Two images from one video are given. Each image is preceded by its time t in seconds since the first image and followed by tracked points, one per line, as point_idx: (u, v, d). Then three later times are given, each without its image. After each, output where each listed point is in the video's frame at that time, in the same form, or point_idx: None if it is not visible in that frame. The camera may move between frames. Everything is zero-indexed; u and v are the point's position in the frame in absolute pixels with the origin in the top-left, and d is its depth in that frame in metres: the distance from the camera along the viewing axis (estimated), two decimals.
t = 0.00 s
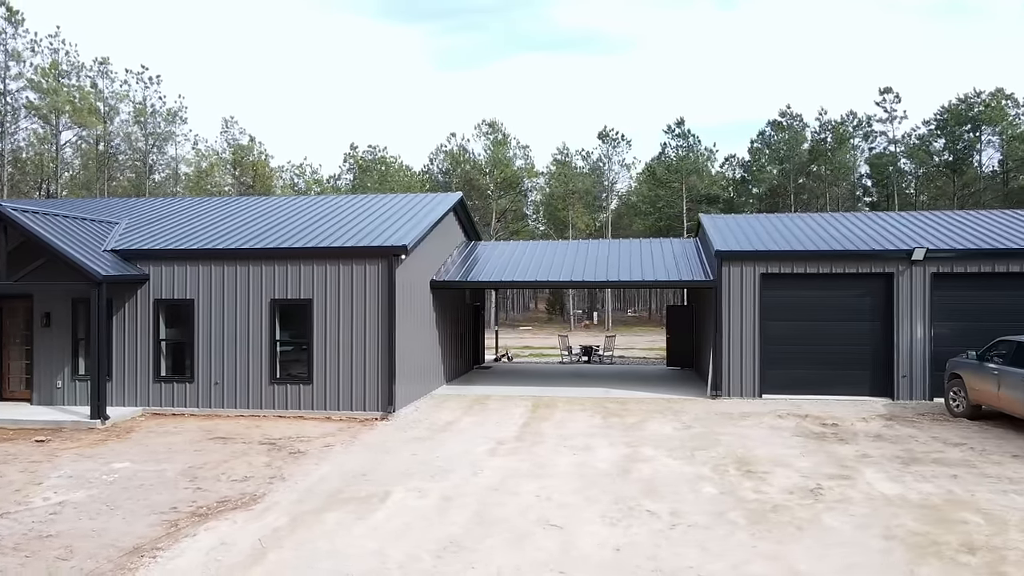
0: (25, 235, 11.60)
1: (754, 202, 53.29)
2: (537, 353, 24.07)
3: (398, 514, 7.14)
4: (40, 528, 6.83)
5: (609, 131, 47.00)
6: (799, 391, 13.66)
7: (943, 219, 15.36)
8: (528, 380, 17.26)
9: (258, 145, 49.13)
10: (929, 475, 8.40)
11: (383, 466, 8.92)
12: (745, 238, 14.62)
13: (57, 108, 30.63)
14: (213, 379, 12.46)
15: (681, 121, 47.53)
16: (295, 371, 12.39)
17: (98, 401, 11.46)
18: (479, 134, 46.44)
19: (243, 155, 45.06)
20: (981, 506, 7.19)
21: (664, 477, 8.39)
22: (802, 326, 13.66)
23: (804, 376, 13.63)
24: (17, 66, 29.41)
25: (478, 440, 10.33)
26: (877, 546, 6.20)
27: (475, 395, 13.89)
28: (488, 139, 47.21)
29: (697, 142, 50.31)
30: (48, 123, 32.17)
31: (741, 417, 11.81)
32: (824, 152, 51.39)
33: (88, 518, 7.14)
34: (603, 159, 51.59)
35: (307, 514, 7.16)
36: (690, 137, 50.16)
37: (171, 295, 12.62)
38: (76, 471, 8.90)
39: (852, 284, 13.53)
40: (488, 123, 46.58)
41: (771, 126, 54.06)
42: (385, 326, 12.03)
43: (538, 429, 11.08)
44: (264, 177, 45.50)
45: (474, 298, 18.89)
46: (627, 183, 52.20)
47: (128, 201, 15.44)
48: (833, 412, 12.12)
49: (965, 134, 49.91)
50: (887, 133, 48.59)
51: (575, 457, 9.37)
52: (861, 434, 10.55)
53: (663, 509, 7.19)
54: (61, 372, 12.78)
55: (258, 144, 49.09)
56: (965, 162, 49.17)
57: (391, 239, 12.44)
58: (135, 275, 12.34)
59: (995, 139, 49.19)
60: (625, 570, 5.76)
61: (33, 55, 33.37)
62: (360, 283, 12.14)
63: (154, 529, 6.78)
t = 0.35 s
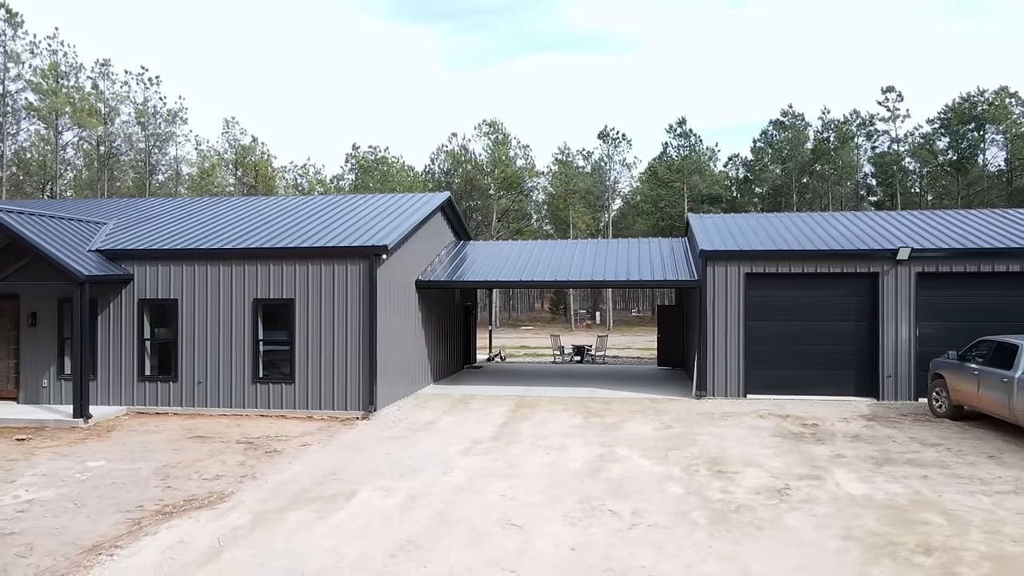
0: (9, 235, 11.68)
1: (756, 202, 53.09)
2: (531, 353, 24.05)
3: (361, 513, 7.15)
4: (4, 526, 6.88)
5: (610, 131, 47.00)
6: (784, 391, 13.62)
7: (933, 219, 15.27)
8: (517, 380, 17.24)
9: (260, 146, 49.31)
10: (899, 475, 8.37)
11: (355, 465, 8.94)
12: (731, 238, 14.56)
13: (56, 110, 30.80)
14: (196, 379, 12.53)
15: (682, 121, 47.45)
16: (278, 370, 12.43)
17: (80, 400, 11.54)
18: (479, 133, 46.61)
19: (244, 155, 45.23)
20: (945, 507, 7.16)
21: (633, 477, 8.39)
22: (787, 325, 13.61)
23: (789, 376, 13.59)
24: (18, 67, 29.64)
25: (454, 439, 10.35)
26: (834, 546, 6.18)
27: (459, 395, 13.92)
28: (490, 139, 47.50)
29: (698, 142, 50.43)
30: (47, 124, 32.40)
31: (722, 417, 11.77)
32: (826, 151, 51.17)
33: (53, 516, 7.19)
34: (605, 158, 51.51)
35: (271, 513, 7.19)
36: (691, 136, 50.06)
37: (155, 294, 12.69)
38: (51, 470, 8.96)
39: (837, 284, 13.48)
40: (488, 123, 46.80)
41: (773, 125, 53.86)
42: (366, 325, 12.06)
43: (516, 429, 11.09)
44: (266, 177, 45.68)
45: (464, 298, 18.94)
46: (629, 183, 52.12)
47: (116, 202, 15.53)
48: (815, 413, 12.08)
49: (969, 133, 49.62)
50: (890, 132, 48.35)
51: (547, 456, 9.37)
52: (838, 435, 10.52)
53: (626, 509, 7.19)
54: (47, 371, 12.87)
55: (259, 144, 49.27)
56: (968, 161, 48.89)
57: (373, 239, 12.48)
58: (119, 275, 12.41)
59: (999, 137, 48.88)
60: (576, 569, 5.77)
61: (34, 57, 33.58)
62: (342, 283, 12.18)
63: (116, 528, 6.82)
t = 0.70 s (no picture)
0: None
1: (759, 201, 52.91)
2: (526, 353, 24.03)
3: (328, 513, 7.16)
4: None
5: (610, 130, 46.97)
6: (771, 392, 13.56)
7: (923, 219, 15.17)
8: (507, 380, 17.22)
9: (262, 147, 49.46)
10: (874, 476, 8.32)
11: (329, 465, 8.95)
12: (719, 238, 14.50)
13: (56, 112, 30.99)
14: (181, 378, 12.57)
15: (683, 121, 47.38)
16: (262, 370, 12.46)
17: (64, 400, 11.59)
18: (480, 133, 46.75)
19: (246, 156, 45.37)
20: (914, 509, 7.11)
21: (606, 477, 8.37)
22: (774, 326, 13.56)
23: (776, 376, 13.54)
24: (18, 70, 29.85)
25: (433, 439, 10.35)
26: (795, 547, 6.15)
27: (446, 395, 13.92)
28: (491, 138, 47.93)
29: (699, 141, 50.41)
30: (48, 126, 32.58)
31: (705, 418, 11.73)
32: (829, 151, 50.99)
33: (22, 515, 7.22)
34: (606, 158, 51.47)
35: (238, 512, 7.20)
36: (692, 136, 49.97)
37: (141, 294, 12.75)
38: (28, 469, 9.00)
39: (824, 284, 13.42)
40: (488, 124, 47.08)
41: (776, 124, 53.72)
42: (349, 325, 12.07)
43: (497, 429, 11.08)
44: (267, 178, 45.78)
45: (456, 299, 18.99)
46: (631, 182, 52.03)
47: (106, 202, 15.62)
48: (800, 413, 12.03)
49: (972, 131, 49.37)
50: (893, 131, 48.12)
51: (524, 456, 9.36)
52: (819, 435, 10.48)
53: (593, 509, 7.17)
54: (34, 370, 12.94)
55: (261, 145, 49.41)
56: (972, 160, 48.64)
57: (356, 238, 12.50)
58: (104, 275, 12.47)
59: (1003, 137, 48.59)
60: (533, 569, 5.76)
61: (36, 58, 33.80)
62: (325, 283, 12.20)
63: (82, 527, 6.85)
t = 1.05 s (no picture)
0: None
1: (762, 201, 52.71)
2: (522, 353, 24.01)
3: (295, 513, 7.17)
4: None
5: (612, 130, 46.89)
6: (759, 393, 13.50)
7: (915, 218, 15.07)
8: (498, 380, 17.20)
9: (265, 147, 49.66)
10: (849, 478, 8.26)
11: (306, 465, 8.96)
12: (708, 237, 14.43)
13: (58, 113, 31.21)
14: (168, 378, 12.62)
15: (686, 121, 47.25)
16: (248, 370, 12.49)
17: (51, 399, 11.65)
18: (481, 133, 46.78)
19: (248, 156, 45.56)
20: (884, 511, 7.05)
21: (580, 478, 8.35)
22: (762, 326, 13.50)
23: (764, 377, 13.47)
24: (20, 71, 30.08)
25: (413, 439, 10.35)
26: (758, 549, 6.11)
27: (433, 395, 13.93)
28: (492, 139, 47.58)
29: (702, 140, 50.21)
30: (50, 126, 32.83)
31: (690, 419, 11.68)
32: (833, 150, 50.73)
33: None
34: (609, 158, 51.39)
35: (206, 512, 7.21)
36: (695, 135, 49.84)
37: (128, 294, 12.81)
38: (7, 468, 9.06)
39: (812, 284, 13.35)
40: (489, 124, 47.00)
41: (779, 123, 53.50)
42: (333, 325, 12.09)
43: (479, 429, 11.07)
44: (270, 178, 45.96)
45: (450, 299, 19.01)
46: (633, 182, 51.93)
47: (98, 203, 15.72)
48: (785, 414, 11.97)
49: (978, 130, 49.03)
50: (897, 130, 47.85)
51: (501, 457, 9.34)
52: (801, 436, 10.42)
53: (561, 510, 7.15)
54: (23, 370, 13.02)
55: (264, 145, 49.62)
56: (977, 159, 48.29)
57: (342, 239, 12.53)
58: (91, 275, 12.54)
59: (1008, 135, 48.23)
60: (490, 570, 5.75)
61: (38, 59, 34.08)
62: (310, 283, 12.22)
63: (50, 526, 6.88)
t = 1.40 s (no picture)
0: None
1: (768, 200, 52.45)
2: (519, 352, 23.98)
3: (261, 512, 7.18)
4: None
5: (616, 130, 46.79)
6: (746, 393, 13.43)
7: (908, 218, 14.95)
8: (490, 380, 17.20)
9: (271, 148, 49.93)
10: (823, 479, 8.19)
11: (280, 464, 8.99)
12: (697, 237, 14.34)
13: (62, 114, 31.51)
14: (155, 377, 12.70)
15: (691, 120, 47.05)
16: (234, 369, 12.55)
17: (37, 398, 11.74)
18: (485, 133, 46.83)
19: (253, 157, 45.82)
20: (852, 513, 6.99)
21: (551, 478, 8.32)
22: (750, 326, 13.42)
23: (752, 377, 13.40)
24: (25, 73, 30.40)
25: (391, 439, 10.35)
26: (716, 551, 6.07)
27: (421, 395, 13.94)
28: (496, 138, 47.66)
29: (707, 140, 50.02)
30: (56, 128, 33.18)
31: (673, 420, 11.63)
32: (839, 149, 50.38)
33: None
34: (613, 158, 51.31)
35: (173, 511, 7.25)
36: (700, 135, 49.66)
37: (116, 294, 12.90)
38: None
39: (800, 284, 13.26)
40: (493, 124, 47.00)
41: (786, 122, 53.23)
42: (318, 325, 12.13)
43: (460, 429, 11.06)
44: (274, 178, 46.19)
45: (443, 299, 19.04)
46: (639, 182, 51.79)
47: (91, 204, 15.84)
48: (770, 414, 11.89)
49: (986, 128, 48.59)
50: (904, 129, 47.53)
51: (476, 457, 9.33)
52: (782, 437, 10.34)
53: (526, 510, 7.13)
54: (13, 370, 13.13)
55: (270, 146, 49.87)
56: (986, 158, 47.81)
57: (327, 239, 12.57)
58: (79, 275, 12.63)
59: (1018, 134, 47.73)
60: (444, 571, 5.74)
61: (44, 61, 34.41)
62: (294, 283, 12.26)
63: (17, 524, 6.93)
